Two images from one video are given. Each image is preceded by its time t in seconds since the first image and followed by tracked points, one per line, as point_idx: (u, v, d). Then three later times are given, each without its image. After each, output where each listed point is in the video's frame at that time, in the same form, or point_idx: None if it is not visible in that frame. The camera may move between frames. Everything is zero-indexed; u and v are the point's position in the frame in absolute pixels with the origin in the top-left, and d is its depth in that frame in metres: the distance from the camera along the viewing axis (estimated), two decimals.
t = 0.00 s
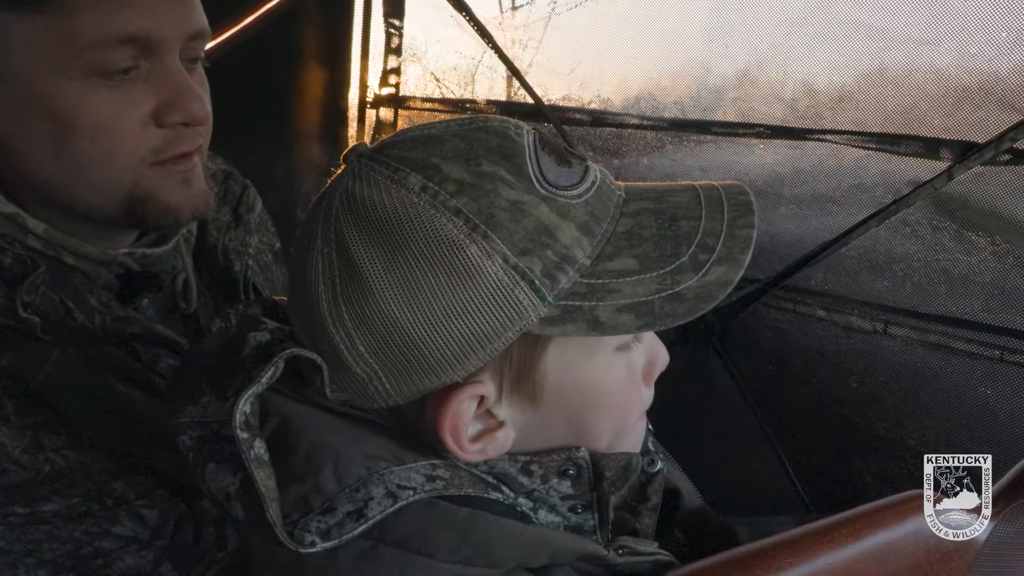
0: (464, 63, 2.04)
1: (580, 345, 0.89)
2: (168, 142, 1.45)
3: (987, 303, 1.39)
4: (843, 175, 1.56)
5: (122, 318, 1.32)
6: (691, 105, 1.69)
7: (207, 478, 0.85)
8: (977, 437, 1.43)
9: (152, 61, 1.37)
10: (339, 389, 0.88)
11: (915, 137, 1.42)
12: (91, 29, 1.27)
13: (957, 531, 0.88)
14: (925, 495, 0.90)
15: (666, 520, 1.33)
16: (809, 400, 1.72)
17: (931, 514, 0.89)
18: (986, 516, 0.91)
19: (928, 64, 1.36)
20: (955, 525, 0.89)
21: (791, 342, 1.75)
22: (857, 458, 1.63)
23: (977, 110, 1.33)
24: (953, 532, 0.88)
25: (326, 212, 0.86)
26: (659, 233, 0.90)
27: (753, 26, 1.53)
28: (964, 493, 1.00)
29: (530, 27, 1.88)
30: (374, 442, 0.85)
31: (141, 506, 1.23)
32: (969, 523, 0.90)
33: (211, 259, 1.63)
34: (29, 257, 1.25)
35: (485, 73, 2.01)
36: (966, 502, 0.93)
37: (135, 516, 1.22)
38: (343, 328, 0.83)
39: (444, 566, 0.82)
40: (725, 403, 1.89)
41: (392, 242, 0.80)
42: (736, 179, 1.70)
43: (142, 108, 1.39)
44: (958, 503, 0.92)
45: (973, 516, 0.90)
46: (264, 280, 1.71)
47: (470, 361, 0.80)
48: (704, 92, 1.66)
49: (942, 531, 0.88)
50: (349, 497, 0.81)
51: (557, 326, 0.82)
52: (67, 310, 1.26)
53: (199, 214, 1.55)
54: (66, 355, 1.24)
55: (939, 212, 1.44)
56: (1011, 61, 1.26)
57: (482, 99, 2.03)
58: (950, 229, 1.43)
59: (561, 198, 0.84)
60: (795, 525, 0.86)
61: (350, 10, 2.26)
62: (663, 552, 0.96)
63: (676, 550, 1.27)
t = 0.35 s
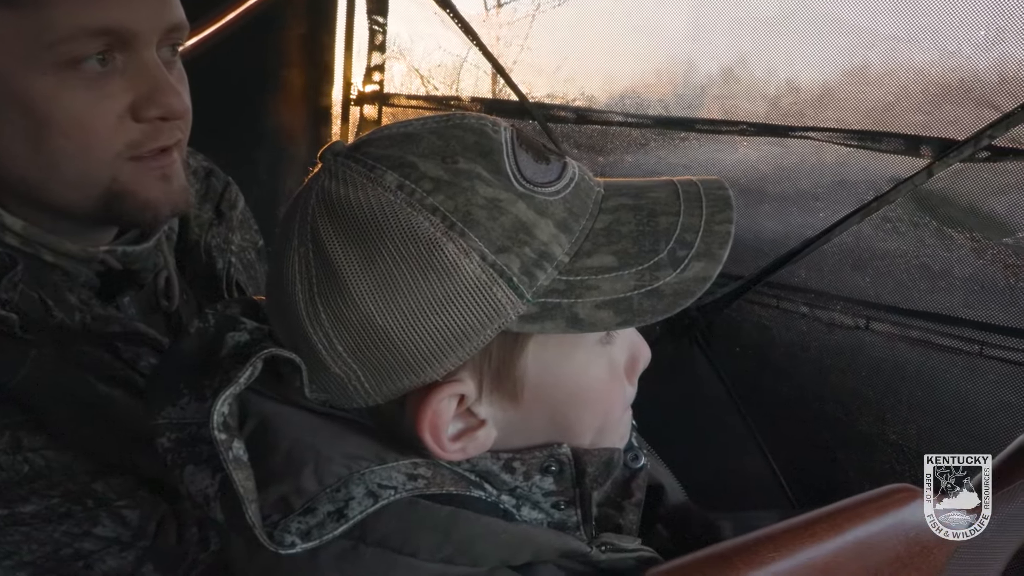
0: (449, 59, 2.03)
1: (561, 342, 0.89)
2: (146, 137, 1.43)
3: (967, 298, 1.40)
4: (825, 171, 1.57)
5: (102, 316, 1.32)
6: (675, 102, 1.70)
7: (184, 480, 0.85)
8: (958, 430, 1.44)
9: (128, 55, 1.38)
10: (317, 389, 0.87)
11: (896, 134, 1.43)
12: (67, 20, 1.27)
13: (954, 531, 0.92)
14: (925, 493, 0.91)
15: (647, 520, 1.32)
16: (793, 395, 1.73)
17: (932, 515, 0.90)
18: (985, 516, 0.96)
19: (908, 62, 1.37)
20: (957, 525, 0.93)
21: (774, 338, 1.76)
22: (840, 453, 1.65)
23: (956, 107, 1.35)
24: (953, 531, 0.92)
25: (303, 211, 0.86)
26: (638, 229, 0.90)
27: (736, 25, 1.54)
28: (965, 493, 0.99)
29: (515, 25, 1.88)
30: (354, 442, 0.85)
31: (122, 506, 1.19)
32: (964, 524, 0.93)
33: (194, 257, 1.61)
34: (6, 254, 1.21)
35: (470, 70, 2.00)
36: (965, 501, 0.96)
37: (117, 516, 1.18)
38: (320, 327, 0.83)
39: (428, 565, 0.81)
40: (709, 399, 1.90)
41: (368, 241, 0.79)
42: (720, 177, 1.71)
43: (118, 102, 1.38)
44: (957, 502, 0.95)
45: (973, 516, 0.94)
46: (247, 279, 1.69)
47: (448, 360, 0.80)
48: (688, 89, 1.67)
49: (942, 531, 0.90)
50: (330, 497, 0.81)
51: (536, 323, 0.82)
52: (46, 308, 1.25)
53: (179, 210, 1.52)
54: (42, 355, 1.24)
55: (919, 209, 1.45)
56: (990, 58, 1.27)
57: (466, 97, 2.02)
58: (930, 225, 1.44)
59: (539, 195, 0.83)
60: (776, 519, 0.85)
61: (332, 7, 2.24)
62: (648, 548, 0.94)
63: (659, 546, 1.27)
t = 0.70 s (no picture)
0: (438, 58, 2.03)
1: (544, 340, 0.89)
2: (123, 138, 1.42)
3: (951, 295, 1.41)
4: (811, 170, 1.58)
5: (84, 317, 1.28)
6: (662, 101, 1.70)
7: (166, 481, 0.84)
8: (942, 426, 1.45)
9: (103, 55, 1.37)
10: (300, 389, 0.87)
11: (881, 133, 1.44)
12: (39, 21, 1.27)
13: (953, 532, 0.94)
14: (925, 493, 0.93)
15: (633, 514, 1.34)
16: (780, 392, 1.74)
17: (931, 514, 0.92)
18: (985, 516, 0.99)
19: (894, 61, 1.37)
20: (957, 525, 0.95)
21: (762, 335, 1.78)
22: (826, 448, 1.66)
23: (940, 105, 1.35)
24: (953, 532, 0.94)
25: (285, 210, 0.85)
26: (621, 228, 0.90)
27: (723, 24, 1.54)
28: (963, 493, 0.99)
29: (503, 23, 1.87)
30: (337, 441, 0.85)
31: (106, 509, 1.17)
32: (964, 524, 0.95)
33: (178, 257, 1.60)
34: None
35: (458, 68, 2.00)
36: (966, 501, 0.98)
37: (101, 519, 1.16)
38: (303, 328, 0.82)
39: (413, 564, 0.80)
40: (697, 396, 1.91)
41: (350, 240, 0.79)
42: (707, 176, 1.71)
43: (93, 103, 1.37)
44: (958, 502, 0.98)
45: (974, 516, 0.96)
46: (233, 277, 1.68)
47: (431, 359, 0.80)
48: (676, 87, 1.67)
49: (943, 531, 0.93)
50: (313, 496, 0.81)
51: (519, 322, 0.82)
52: (26, 310, 1.24)
53: (161, 215, 1.51)
54: (27, 355, 1.21)
55: (903, 206, 1.46)
56: (974, 57, 1.29)
57: (454, 95, 2.01)
58: (914, 223, 1.45)
59: (521, 194, 0.83)
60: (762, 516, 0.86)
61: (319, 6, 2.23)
62: (634, 545, 0.96)
63: (646, 542, 1.28)
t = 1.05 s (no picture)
0: (429, 58, 2.02)
1: (528, 339, 0.89)
2: (113, 138, 1.42)
3: (938, 295, 1.42)
4: (799, 170, 1.58)
5: (70, 319, 1.30)
6: (652, 101, 1.71)
7: (150, 485, 0.83)
8: (930, 424, 1.46)
9: (92, 56, 1.36)
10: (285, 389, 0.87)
11: (869, 133, 1.44)
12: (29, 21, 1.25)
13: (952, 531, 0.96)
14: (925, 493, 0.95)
15: (622, 513, 1.32)
16: (770, 391, 1.75)
17: (931, 515, 0.94)
18: (985, 516, 1.00)
19: (883, 63, 1.37)
20: (954, 524, 0.97)
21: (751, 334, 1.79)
22: (816, 447, 1.67)
23: (927, 106, 1.35)
24: (953, 531, 0.97)
25: (267, 211, 0.85)
26: (604, 226, 0.90)
27: (711, 24, 1.54)
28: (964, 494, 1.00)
29: (493, 23, 1.85)
30: (321, 441, 0.84)
31: (94, 511, 1.10)
32: (962, 525, 0.97)
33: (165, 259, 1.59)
34: None
35: (449, 68, 1.99)
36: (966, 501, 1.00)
37: (89, 522, 1.09)
38: (286, 328, 0.82)
39: (398, 563, 0.81)
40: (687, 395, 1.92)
41: (332, 241, 0.79)
42: (697, 176, 1.73)
43: (83, 104, 1.36)
44: (958, 502, 0.99)
45: (974, 516, 0.98)
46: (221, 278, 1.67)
47: (415, 359, 0.80)
48: (665, 87, 1.67)
49: (943, 530, 0.95)
50: (298, 498, 0.80)
51: (502, 321, 0.82)
52: (13, 312, 1.24)
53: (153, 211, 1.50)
54: (10, 355, 1.20)
55: (890, 205, 1.47)
56: (960, 58, 1.28)
57: (445, 95, 2.01)
58: (902, 222, 1.45)
59: (504, 192, 0.83)
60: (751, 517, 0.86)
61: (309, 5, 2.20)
62: (620, 542, 0.95)
63: (635, 540, 1.28)
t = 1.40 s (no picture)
0: (419, 59, 2.02)
1: (512, 337, 0.89)
2: (99, 140, 1.41)
3: (926, 294, 1.43)
4: (788, 170, 1.58)
5: (56, 321, 1.28)
6: (641, 102, 1.70)
7: (135, 492, 0.82)
8: (919, 422, 1.47)
9: (76, 55, 1.34)
10: (270, 393, 0.87)
11: (857, 134, 1.45)
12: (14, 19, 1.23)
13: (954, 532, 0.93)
14: (926, 493, 0.91)
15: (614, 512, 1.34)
16: (762, 392, 1.75)
17: (931, 514, 0.91)
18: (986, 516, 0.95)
19: (871, 64, 1.37)
20: (953, 525, 0.93)
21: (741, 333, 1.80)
22: (805, 446, 1.67)
23: (914, 107, 1.36)
24: (951, 532, 0.93)
25: (250, 216, 0.85)
26: (585, 224, 0.90)
27: (701, 26, 1.53)
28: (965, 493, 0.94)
29: (484, 24, 1.85)
30: (307, 442, 0.84)
31: (81, 515, 1.13)
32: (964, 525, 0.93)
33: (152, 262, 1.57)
34: None
35: (440, 69, 1.99)
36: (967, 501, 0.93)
37: (75, 525, 1.12)
38: (269, 330, 0.82)
39: (387, 564, 0.80)
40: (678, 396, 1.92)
41: (313, 242, 0.79)
42: (687, 176, 1.72)
43: (67, 104, 1.35)
44: (959, 502, 0.93)
45: (975, 516, 0.93)
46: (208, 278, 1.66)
47: (399, 360, 0.79)
48: (656, 87, 1.67)
49: (941, 531, 0.92)
50: (284, 500, 0.80)
51: (485, 320, 0.82)
52: None
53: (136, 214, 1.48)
54: None
55: (879, 205, 1.48)
56: (949, 60, 1.28)
57: (437, 95, 2.02)
58: (890, 222, 1.46)
59: (485, 191, 0.83)
60: (747, 513, 0.87)
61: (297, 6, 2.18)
62: (613, 541, 0.94)
63: (627, 539, 1.28)
